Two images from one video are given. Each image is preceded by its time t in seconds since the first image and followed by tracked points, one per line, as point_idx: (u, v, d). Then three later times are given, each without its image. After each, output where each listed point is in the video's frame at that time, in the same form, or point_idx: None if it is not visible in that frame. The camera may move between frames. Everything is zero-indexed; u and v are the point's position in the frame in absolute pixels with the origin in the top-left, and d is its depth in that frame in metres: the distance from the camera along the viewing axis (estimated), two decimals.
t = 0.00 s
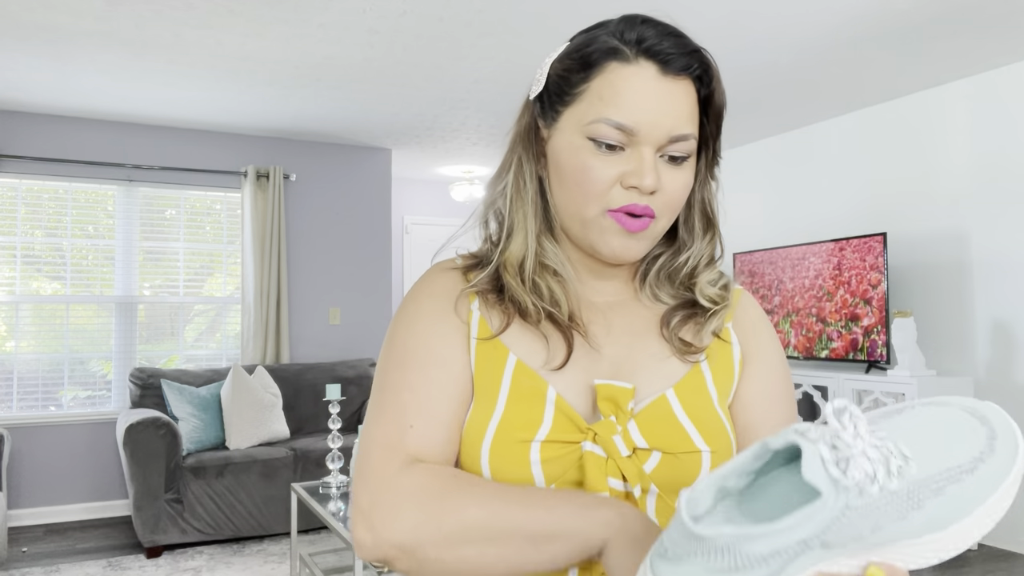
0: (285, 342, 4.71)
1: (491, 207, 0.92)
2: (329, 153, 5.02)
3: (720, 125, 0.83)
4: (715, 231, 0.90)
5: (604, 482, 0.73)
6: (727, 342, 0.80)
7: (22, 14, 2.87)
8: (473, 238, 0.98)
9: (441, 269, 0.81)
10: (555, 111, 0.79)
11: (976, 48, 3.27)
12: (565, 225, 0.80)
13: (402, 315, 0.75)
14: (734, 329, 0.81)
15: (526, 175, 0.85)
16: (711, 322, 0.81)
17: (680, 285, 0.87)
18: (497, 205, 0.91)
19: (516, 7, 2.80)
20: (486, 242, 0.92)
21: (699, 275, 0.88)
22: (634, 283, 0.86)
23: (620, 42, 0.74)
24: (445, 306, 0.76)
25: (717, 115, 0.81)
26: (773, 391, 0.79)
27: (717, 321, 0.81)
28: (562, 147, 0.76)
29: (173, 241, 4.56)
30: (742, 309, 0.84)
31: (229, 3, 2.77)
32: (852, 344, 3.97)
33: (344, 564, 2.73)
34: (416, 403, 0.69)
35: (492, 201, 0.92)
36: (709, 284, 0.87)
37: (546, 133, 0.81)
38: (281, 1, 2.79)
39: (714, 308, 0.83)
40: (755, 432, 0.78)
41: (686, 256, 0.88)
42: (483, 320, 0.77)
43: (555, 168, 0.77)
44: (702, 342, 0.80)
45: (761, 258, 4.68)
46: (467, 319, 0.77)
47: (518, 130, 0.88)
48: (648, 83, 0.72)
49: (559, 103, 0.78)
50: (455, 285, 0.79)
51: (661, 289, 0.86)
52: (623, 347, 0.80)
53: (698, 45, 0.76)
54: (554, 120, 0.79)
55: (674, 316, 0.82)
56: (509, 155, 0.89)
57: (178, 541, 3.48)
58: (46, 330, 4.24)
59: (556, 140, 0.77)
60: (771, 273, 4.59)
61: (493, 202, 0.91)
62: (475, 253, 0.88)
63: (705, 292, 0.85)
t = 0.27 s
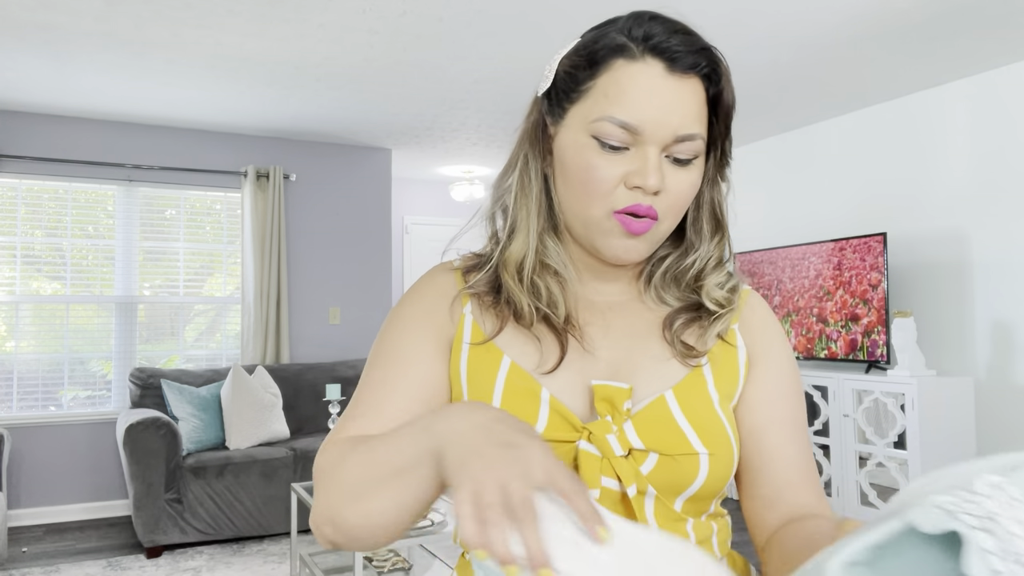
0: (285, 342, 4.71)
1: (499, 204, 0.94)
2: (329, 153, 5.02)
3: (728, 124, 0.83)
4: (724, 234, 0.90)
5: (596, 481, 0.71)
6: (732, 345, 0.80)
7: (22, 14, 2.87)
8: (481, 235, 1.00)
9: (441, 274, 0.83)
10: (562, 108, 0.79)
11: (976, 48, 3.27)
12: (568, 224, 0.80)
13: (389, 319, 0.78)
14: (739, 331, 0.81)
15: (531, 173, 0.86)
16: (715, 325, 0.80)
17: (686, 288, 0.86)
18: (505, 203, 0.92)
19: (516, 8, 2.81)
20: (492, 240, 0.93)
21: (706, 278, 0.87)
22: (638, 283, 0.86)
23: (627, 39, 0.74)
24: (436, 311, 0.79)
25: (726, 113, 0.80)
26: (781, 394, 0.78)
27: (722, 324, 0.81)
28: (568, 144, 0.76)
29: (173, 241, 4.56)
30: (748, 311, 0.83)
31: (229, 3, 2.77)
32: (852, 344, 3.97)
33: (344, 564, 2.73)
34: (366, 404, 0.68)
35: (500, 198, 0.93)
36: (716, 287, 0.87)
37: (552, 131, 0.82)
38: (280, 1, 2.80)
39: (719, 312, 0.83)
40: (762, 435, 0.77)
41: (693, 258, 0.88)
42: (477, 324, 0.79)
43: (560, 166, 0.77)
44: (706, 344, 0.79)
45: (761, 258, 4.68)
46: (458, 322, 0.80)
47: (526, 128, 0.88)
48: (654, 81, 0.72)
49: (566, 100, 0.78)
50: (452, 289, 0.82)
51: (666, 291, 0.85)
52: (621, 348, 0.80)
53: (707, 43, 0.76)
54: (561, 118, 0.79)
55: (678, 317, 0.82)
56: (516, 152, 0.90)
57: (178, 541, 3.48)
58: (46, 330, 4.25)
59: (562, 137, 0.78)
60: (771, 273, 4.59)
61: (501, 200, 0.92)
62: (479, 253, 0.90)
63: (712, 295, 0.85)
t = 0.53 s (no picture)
0: (285, 342, 4.71)
1: (500, 199, 0.94)
2: (329, 153, 5.02)
3: (727, 119, 0.81)
4: (725, 232, 0.89)
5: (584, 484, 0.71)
6: (732, 347, 0.79)
7: (22, 14, 2.87)
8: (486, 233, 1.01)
9: (440, 272, 0.85)
10: (558, 103, 0.79)
11: (975, 48, 3.27)
12: (563, 220, 0.80)
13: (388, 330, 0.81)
14: (742, 334, 0.80)
15: (529, 172, 0.88)
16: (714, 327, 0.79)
17: (687, 288, 0.85)
18: (505, 200, 0.93)
19: (516, 8, 2.81)
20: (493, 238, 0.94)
21: (706, 279, 0.86)
22: (637, 283, 0.85)
23: (619, 32, 0.74)
24: (432, 315, 0.81)
25: (723, 107, 0.78)
26: (786, 398, 0.77)
27: (721, 326, 0.79)
28: (561, 139, 0.77)
29: (173, 241, 4.56)
30: (752, 313, 0.81)
31: (229, 3, 2.77)
32: (852, 344, 3.97)
33: (344, 564, 2.73)
34: (375, 417, 0.75)
35: (501, 195, 0.94)
36: (718, 288, 0.85)
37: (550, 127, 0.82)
38: (280, 1, 2.80)
39: (720, 314, 0.81)
40: (772, 442, 0.76)
41: (691, 258, 0.87)
42: (471, 325, 0.80)
43: (554, 162, 0.78)
44: (703, 346, 0.79)
45: (761, 258, 4.68)
46: (453, 322, 0.81)
47: (526, 125, 0.89)
48: (644, 75, 0.72)
49: (561, 94, 0.79)
50: (449, 287, 0.83)
51: (667, 292, 0.84)
52: (615, 347, 0.80)
53: (702, 36, 0.75)
54: (556, 113, 0.80)
55: (676, 319, 0.81)
56: (516, 150, 0.91)
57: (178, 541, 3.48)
58: (46, 330, 4.25)
59: (556, 132, 0.78)
60: (771, 273, 4.59)
61: (502, 198, 0.93)
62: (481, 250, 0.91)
63: (713, 297, 0.84)
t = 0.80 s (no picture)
0: (285, 342, 4.71)
1: (505, 200, 0.93)
2: (329, 152, 5.02)
3: (715, 111, 0.80)
4: (724, 229, 0.88)
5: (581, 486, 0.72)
6: (733, 352, 0.79)
7: (22, 14, 2.87)
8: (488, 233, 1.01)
9: (443, 271, 0.85)
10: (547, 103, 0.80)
11: (976, 48, 3.27)
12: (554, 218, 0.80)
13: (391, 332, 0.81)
14: (743, 337, 0.79)
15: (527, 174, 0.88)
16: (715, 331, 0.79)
17: (689, 289, 0.85)
18: (505, 201, 0.93)
19: (516, 8, 2.81)
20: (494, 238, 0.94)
21: (709, 280, 0.86)
22: (639, 283, 0.85)
23: (598, 30, 0.75)
24: (431, 315, 0.81)
25: (707, 98, 0.78)
26: (795, 405, 0.78)
27: (722, 329, 0.79)
28: (546, 138, 0.77)
29: (173, 241, 4.56)
30: (755, 318, 0.81)
31: (229, 3, 2.78)
32: (852, 344, 3.97)
33: (344, 564, 2.73)
34: (383, 425, 0.76)
35: (503, 196, 0.94)
36: (721, 290, 0.85)
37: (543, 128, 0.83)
38: (280, 2, 2.80)
39: (722, 317, 0.81)
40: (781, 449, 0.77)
41: (692, 257, 0.86)
42: (469, 323, 0.80)
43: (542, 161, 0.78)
44: (704, 351, 0.78)
45: (761, 258, 4.68)
46: (452, 322, 0.81)
47: (524, 128, 0.90)
48: (621, 68, 0.73)
49: (550, 95, 0.80)
50: (448, 287, 0.83)
51: (669, 293, 0.84)
52: (614, 347, 0.79)
53: (681, 27, 0.76)
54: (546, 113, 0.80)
55: (677, 323, 0.81)
56: (515, 153, 0.92)
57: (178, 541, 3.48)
58: (46, 330, 4.25)
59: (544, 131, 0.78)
60: (771, 273, 4.59)
61: (503, 199, 0.93)
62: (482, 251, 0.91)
63: (716, 299, 0.84)
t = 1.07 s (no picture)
0: (285, 342, 4.71)
1: (504, 203, 0.94)
2: (329, 152, 5.02)
3: (721, 113, 0.81)
4: (727, 229, 0.89)
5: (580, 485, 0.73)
6: (734, 353, 0.79)
7: (22, 14, 2.87)
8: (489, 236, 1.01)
9: (445, 270, 0.86)
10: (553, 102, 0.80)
11: (976, 48, 3.27)
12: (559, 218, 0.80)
13: (391, 332, 0.81)
14: (744, 339, 0.80)
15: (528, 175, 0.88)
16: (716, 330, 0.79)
17: (692, 289, 0.85)
18: (506, 202, 0.93)
19: (516, 8, 2.81)
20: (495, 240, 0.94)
21: (711, 280, 0.86)
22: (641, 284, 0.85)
23: (607, 28, 0.75)
24: (433, 316, 0.81)
25: (715, 98, 0.78)
26: (796, 406, 0.78)
27: (724, 330, 0.79)
28: (553, 136, 0.77)
29: (173, 241, 4.56)
30: (756, 318, 0.82)
31: (229, 3, 2.77)
32: (852, 344, 3.97)
33: (344, 564, 2.73)
34: (382, 425, 0.76)
35: (503, 199, 0.94)
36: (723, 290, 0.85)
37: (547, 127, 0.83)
38: (281, 2, 2.80)
39: (724, 317, 0.81)
40: (783, 453, 0.77)
41: (694, 257, 0.87)
42: (471, 323, 0.80)
43: (548, 160, 0.78)
44: (705, 351, 0.78)
45: (761, 258, 4.68)
46: (454, 321, 0.81)
47: (525, 130, 0.90)
48: (632, 66, 0.73)
49: (555, 94, 0.80)
50: (451, 287, 0.84)
51: (671, 293, 0.84)
52: (616, 348, 0.79)
53: (690, 27, 0.76)
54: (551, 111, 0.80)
55: (680, 325, 0.80)
56: (516, 155, 0.92)
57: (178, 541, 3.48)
58: (46, 330, 4.25)
59: (550, 129, 0.78)
60: (771, 273, 4.59)
61: (504, 200, 0.93)
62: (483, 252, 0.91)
63: (718, 299, 0.84)
